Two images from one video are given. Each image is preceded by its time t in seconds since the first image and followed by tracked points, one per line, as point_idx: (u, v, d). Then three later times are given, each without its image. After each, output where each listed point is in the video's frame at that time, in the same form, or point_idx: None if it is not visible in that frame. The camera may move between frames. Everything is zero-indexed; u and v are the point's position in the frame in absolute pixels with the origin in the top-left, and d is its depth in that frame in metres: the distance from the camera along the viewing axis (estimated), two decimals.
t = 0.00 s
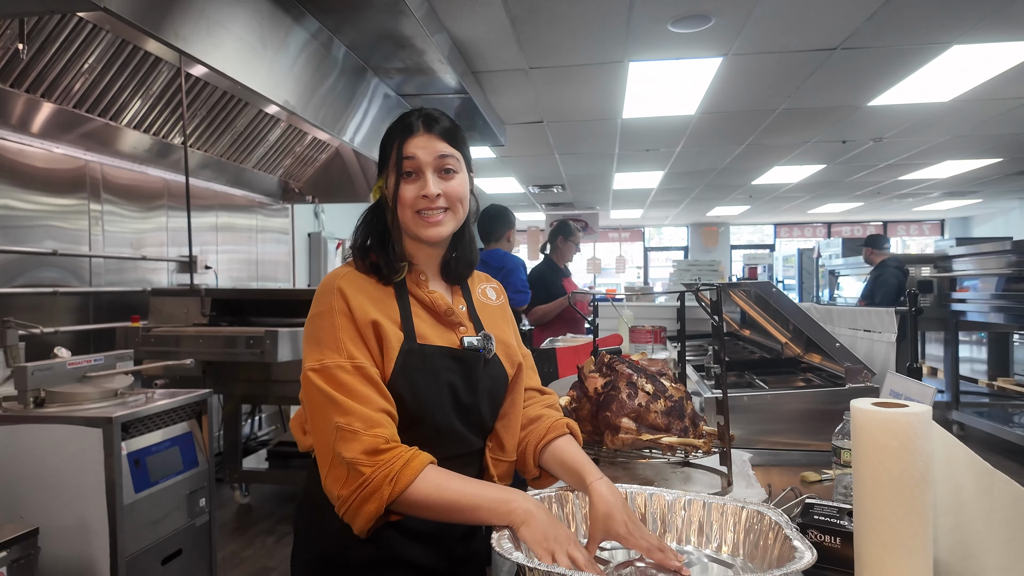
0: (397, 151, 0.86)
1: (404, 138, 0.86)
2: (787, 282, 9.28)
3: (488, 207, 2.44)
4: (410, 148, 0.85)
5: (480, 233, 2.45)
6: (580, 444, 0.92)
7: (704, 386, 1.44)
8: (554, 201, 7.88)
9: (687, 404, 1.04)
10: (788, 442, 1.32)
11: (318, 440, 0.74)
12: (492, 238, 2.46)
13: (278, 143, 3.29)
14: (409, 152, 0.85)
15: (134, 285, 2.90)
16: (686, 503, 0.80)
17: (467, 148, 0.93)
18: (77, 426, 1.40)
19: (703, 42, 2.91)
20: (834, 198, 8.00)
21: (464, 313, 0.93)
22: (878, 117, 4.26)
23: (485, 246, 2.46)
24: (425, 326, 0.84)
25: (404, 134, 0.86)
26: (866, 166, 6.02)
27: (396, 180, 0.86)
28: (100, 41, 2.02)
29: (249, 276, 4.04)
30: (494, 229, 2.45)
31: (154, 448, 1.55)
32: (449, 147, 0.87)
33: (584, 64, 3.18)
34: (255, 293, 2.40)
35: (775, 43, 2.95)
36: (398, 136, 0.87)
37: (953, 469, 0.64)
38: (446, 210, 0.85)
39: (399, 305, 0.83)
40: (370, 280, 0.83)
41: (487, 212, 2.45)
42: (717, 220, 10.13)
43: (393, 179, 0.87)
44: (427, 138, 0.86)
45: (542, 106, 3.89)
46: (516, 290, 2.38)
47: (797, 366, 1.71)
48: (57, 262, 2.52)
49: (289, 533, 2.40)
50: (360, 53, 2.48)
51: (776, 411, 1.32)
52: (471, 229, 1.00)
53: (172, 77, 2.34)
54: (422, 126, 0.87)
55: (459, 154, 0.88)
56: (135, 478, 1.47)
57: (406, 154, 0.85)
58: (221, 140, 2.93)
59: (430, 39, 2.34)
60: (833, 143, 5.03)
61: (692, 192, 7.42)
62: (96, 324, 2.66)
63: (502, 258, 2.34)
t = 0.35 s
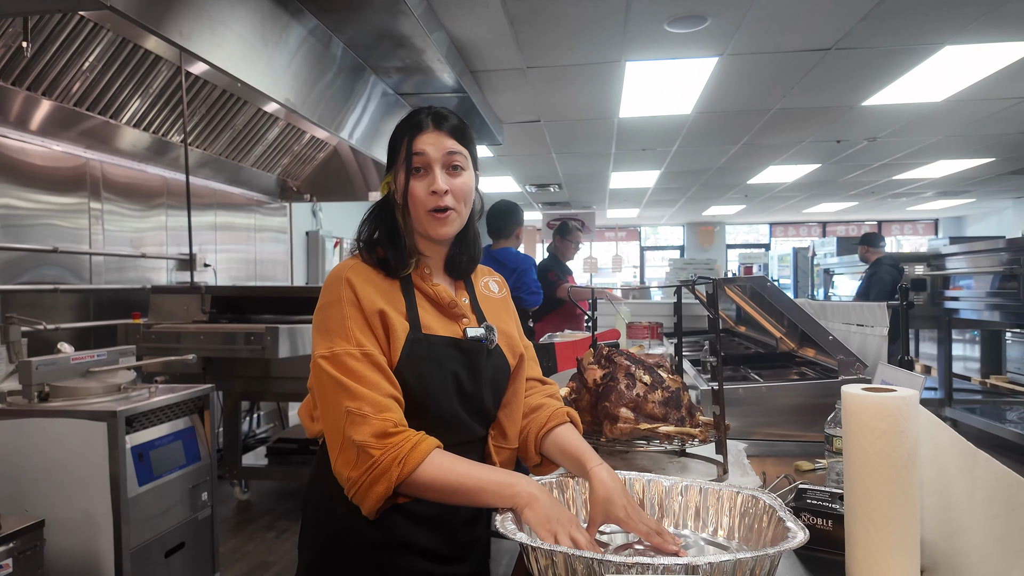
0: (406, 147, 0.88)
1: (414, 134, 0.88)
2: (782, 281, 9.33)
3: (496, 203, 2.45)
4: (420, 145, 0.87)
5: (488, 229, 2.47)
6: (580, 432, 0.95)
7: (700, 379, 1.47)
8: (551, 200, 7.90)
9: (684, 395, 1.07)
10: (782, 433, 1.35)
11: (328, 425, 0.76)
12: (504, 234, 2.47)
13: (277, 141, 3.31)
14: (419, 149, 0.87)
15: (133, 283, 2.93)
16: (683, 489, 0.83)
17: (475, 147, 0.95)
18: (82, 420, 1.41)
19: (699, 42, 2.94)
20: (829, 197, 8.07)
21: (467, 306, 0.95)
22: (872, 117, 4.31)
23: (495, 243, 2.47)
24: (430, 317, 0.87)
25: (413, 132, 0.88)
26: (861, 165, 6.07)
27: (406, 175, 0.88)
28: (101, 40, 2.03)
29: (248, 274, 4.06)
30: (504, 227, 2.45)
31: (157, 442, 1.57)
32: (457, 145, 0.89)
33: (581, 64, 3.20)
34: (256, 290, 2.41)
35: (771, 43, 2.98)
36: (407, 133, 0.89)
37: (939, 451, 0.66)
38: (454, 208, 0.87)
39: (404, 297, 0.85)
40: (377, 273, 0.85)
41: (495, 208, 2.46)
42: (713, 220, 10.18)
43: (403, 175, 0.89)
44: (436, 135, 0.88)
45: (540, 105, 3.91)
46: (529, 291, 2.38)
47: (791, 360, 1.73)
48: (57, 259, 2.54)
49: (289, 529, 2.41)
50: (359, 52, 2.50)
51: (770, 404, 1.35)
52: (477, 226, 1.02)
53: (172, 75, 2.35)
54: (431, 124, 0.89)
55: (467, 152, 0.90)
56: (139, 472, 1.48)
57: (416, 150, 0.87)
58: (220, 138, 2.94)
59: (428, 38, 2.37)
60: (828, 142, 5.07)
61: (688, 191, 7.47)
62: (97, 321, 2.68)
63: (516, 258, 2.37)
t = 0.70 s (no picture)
0: (428, 150, 0.86)
1: (439, 138, 0.85)
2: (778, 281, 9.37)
3: (502, 205, 2.43)
4: (446, 151, 0.85)
5: (495, 230, 2.46)
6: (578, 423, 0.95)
7: (696, 379, 1.47)
8: (547, 199, 7.88)
9: (680, 394, 1.08)
10: (777, 433, 1.36)
11: (328, 428, 0.76)
12: (512, 234, 2.45)
13: (273, 141, 3.31)
14: (446, 155, 0.85)
15: (129, 283, 2.93)
16: (680, 486, 0.83)
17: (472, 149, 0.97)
18: (78, 420, 1.41)
19: (695, 43, 2.95)
20: (825, 198, 8.10)
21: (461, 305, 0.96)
22: (867, 117, 4.33)
23: (504, 243, 2.46)
24: (426, 317, 0.87)
25: (436, 135, 0.86)
26: (857, 166, 6.10)
27: (427, 180, 0.86)
28: (97, 40, 2.03)
29: (245, 274, 4.05)
30: (512, 227, 2.44)
31: (154, 442, 1.57)
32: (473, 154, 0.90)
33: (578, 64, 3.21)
34: (253, 290, 2.42)
35: (766, 44, 2.99)
36: (429, 134, 0.86)
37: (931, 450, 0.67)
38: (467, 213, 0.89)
39: (401, 298, 0.85)
40: (374, 276, 0.85)
41: (502, 209, 2.44)
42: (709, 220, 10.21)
43: (419, 176, 0.87)
44: (458, 141, 0.87)
45: (537, 106, 3.92)
46: (543, 292, 2.38)
47: (787, 360, 1.74)
48: (53, 259, 2.54)
49: (286, 529, 2.41)
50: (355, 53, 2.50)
51: (764, 403, 1.36)
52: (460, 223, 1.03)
53: (168, 75, 2.35)
54: (451, 129, 0.87)
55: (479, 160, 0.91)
56: (136, 472, 1.48)
57: (442, 155, 0.85)
58: (217, 138, 2.93)
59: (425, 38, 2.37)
60: (823, 143, 5.09)
61: (685, 191, 7.49)
62: (92, 321, 2.68)
63: (529, 259, 2.37)
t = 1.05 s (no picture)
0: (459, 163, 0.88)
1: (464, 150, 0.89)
2: (775, 281, 9.39)
3: (502, 203, 2.42)
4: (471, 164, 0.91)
5: (495, 229, 2.46)
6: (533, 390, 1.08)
7: (693, 379, 1.47)
8: (544, 199, 7.87)
9: (677, 394, 1.07)
10: (775, 432, 1.36)
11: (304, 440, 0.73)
12: (512, 233, 2.45)
13: (268, 141, 3.30)
14: (467, 166, 0.90)
15: (124, 282, 2.92)
16: (678, 485, 0.82)
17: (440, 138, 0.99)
18: (72, 421, 1.40)
19: (693, 42, 2.95)
20: (822, 197, 8.11)
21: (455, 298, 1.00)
22: (864, 117, 4.34)
23: (504, 243, 2.45)
24: (438, 316, 0.89)
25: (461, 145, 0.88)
26: (853, 166, 6.11)
27: (457, 191, 0.89)
28: (91, 37, 2.01)
29: (241, 274, 4.04)
30: (511, 227, 2.44)
31: (148, 443, 1.56)
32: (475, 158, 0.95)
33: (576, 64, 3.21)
34: (248, 289, 2.40)
35: (764, 44, 2.99)
36: (454, 140, 0.87)
37: (929, 448, 0.67)
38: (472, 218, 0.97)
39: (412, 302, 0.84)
40: (386, 281, 0.82)
41: (502, 208, 2.43)
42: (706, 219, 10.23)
43: (443, 180, 0.87)
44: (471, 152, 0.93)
45: (534, 105, 3.91)
46: (545, 291, 2.38)
47: (784, 359, 1.74)
48: (47, 258, 2.52)
49: (282, 529, 2.40)
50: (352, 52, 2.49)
51: (762, 403, 1.36)
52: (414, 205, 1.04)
53: (163, 74, 2.33)
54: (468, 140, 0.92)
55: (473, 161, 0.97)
56: (130, 473, 1.47)
57: (468, 168, 0.90)
58: (212, 137, 2.92)
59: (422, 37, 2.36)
60: (820, 143, 5.10)
61: (681, 191, 7.50)
62: (87, 321, 2.66)
63: (531, 258, 2.36)
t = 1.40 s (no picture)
0: (407, 149, 0.84)
1: (414, 132, 0.85)
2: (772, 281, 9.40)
3: (499, 203, 2.41)
4: (423, 145, 0.85)
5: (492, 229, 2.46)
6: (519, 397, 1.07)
7: (691, 380, 1.46)
8: (541, 199, 7.86)
9: (674, 396, 1.07)
10: (772, 434, 1.36)
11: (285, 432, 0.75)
12: (510, 234, 2.44)
13: (265, 140, 3.28)
14: (422, 146, 0.85)
15: (118, 282, 2.90)
16: (675, 488, 0.82)
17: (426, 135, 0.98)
18: (64, 423, 1.39)
19: (690, 42, 2.95)
20: (819, 198, 8.12)
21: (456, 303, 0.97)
22: (861, 118, 4.35)
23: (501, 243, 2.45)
24: (427, 317, 0.86)
25: (409, 129, 0.85)
26: (850, 166, 6.12)
27: (416, 176, 0.84)
28: (85, 36, 2.00)
29: (237, 274, 4.02)
30: (508, 227, 2.43)
31: (142, 445, 1.55)
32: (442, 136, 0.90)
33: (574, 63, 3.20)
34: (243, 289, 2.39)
35: (760, 44, 2.99)
36: (401, 129, 0.84)
37: (929, 451, 0.66)
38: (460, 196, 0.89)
39: (401, 301, 0.83)
40: (376, 280, 0.81)
41: (499, 208, 2.43)
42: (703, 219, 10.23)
43: (400, 173, 0.85)
44: (432, 133, 0.87)
45: (531, 105, 3.90)
46: (542, 293, 2.37)
47: (782, 360, 1.74)
48: (41, 257, 2.50)
49: (277, 531, 2.39)
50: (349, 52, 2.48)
51: (759, 405, 1.35)
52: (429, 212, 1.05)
53: (158, 73, 2.31)
54: (421, 124, 0.87)
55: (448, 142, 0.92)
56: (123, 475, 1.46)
57: (421, 149, 0.85)
58: (208, 136, 2.90)
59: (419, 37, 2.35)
60: (817, 143, 5.10)
61: (679, 191, 7.51)
62: (82, 321, 2.66)
63: (528, 258, 2.34)
